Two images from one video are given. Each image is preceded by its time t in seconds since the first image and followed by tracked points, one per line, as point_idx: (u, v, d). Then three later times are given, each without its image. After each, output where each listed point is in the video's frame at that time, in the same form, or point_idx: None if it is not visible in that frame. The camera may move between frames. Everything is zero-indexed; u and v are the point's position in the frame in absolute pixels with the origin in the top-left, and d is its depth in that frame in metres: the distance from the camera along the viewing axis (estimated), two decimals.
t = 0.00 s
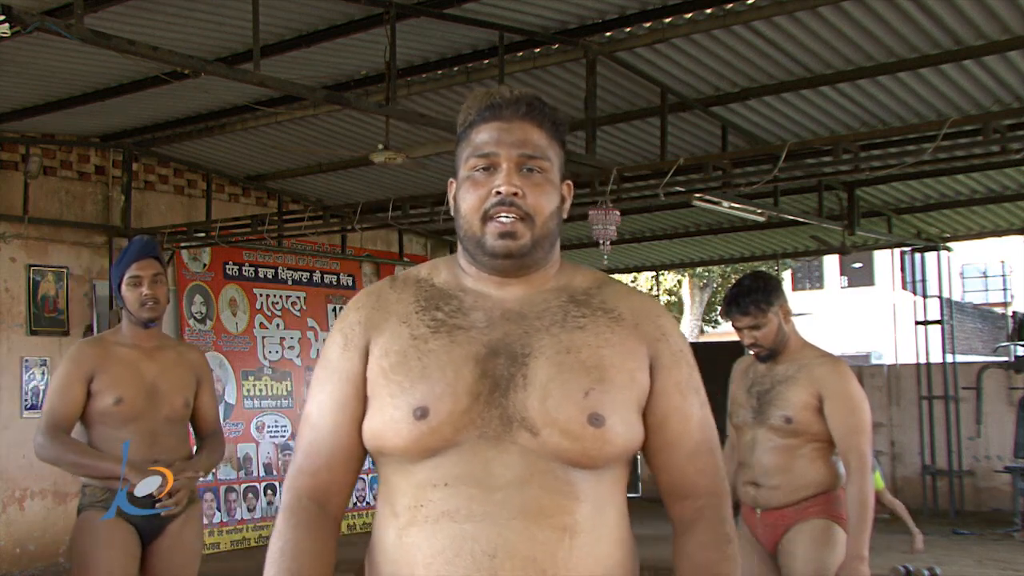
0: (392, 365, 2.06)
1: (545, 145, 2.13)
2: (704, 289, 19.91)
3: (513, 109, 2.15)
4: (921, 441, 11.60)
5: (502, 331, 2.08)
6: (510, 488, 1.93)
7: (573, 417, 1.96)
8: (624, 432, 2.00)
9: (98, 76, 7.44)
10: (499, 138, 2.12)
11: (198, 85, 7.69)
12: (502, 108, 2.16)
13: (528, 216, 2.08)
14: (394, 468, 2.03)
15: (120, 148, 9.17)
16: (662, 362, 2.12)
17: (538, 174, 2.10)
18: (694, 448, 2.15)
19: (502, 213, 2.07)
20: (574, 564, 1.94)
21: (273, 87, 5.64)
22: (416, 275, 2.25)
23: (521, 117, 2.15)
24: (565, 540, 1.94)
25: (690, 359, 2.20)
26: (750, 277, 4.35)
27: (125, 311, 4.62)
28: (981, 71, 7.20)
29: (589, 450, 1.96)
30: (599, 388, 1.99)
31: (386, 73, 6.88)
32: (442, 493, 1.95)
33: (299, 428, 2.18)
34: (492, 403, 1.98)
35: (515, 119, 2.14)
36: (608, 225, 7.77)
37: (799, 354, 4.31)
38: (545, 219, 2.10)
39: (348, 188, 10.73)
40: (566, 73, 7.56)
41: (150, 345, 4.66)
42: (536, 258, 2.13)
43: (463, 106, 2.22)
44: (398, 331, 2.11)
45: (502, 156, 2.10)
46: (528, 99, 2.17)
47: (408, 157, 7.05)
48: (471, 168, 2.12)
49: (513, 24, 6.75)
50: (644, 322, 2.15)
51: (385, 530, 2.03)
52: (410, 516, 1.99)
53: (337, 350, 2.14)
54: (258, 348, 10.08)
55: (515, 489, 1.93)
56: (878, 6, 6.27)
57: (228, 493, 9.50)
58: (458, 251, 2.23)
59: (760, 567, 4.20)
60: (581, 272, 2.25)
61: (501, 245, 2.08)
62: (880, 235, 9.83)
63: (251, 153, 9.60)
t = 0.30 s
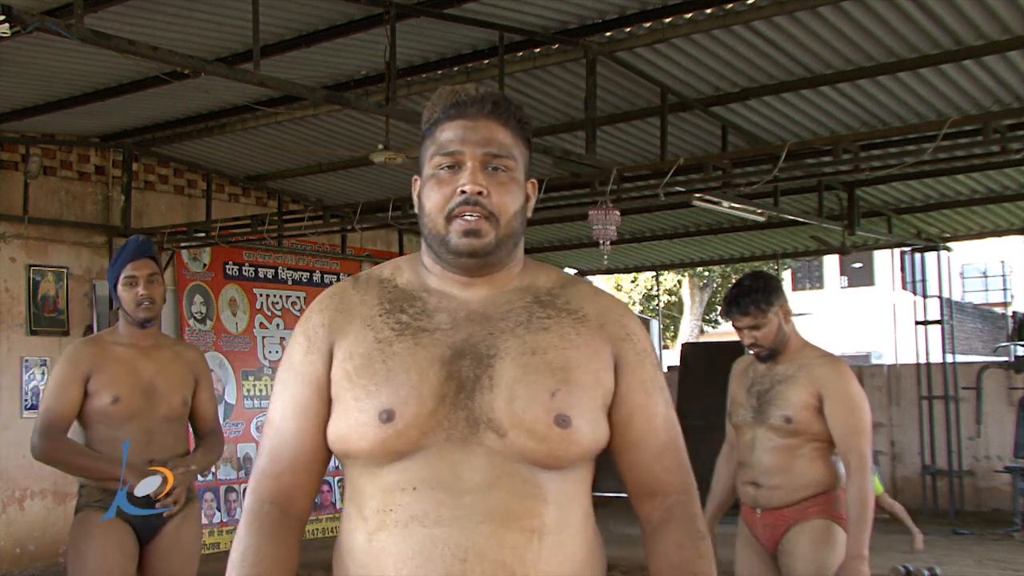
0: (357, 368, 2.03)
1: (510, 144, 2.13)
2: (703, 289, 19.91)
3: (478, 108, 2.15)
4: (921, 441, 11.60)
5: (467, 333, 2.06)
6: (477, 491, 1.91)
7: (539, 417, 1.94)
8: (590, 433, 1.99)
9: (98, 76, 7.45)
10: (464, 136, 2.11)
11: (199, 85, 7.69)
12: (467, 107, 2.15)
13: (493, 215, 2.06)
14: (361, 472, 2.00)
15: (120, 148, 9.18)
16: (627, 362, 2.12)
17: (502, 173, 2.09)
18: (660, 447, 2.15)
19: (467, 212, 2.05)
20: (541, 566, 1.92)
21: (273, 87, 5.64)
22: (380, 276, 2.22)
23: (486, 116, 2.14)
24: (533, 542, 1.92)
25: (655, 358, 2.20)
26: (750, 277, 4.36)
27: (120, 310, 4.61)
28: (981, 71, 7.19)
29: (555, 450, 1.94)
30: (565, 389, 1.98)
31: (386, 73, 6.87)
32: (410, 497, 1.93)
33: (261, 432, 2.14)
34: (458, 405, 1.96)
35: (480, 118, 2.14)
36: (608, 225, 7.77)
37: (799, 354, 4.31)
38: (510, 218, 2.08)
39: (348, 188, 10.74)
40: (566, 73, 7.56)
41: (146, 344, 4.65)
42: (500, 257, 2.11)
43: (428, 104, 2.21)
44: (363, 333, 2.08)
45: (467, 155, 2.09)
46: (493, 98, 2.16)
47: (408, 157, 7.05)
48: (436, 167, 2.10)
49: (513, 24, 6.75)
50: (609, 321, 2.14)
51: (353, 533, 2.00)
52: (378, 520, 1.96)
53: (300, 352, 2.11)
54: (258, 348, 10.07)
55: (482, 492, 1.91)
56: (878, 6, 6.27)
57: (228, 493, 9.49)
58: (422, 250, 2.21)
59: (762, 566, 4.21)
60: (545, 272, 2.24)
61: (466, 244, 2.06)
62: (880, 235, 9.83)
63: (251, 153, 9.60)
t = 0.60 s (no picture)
0: (334, 375, 2.02)
1: (482, 148, 2.10)
2: (704, 289, 19.92)
3: (448, 112, 2.12)
4: (921, 441, 11.60)
5: (442, 337, 2.05)
6: (458, 494, 1.91)
7: (516, 420, 1.94)
8: (567, 436, 1.98)
9: (98, 76, 7.45)
10: (435, 141, 2.08)
11: (198, 85, 7.69)
12: (438, 111, 2.12)
13: (465, 219, 2.04)
14: (341, 478, 1.99)
15: (120, 148, 9.18)
16: (600, 364, 2.11)
17: (474, 177, 2.07)
18: (633, 447, 2.14)
19: (438, 216, 2.03)
20: (523, 565, 1.92)
21: (273, 87, 5.64)
22: (353, 281, 2.21)
23: (457, 120, 2.11)
24: (514, 543, 1.92)
25: (628, 359, 2.19)
26: (750, 277, 4.37)
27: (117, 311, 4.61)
28: (981, 71, 7.20)
29: (533, 453, 1.94)
30: (542, 392, 1.98)
31: (386, 73, 6.87)
32: (391, 502, 1.92)
33: (241, 442, 2.13)
34: (436, 409, 1.95)
35: (451, 122, 2.11)
36: (609, 225, 7.78)
37: (798, 354, 4.31)
38: (482, 222, 2.07)
39: (348, 188, 10.74)
40: (566, 73, 7.56)
41: (144, 343, 4.65)
42: (473, 260, 2.09)
43: (399, 108, 2.18)
44: (339, 340, 2.06)
45: (438, 160, 2.07)
46: (464, 101, 2.13)
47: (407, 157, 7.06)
48: (407, 171, 2.08)
49: (513, 24, 6.75)
50: (582, 323, 2.13)
51: (336, 538, 1.99)
52: (360, 525, 1.95)
53: (277, 361, 2.09)
54: (258, 348, 10.08)
55: (463, 494, 1.91)
56: (878, 6, 6.27)
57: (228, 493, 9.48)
58: (395, 254, 2.20)
59: (763, 566, 4.21)
60: (519, 273, 2.23)
61: (438, 247, 2.04)
62: (880, 235, 9.83)
63: (251, 153, 9.60)
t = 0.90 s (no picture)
0: (324, 376, 2.01)
1: (468, 152, 2.10)
2: (704, 289, 19.92)
3: (436, 116, 2.11)
4: (921, 441, 11.60)
5: (430, 337, 2.04)
6: (450, 492, 1.91)
7: (507, 418, 1.94)
8: (556, 432, 1.98)
9: (98, 76, 7.45)
10: (421, 145, 2.08)
11: (198, 85, 7.69)
12: (425, 115, 2.11)
13: (451, 223, 2.04)
14: (330, 478, 1.98)
15: (120, 148, 9.19)
16: (587, 360, 2.11)
17: (461, 181, 2.07)
18: (619, 443, 2.14)
19: (425, 220, 2.03)
20: (516, 563, 1.93)
21: (273, 87, 5.64)
22: (339, 283, 2.21)
23: (445, 124, 2.10)
24: (506, 539, 1.92)
25: (613, 356, 2.19)
26: (750, 277, 4.37)
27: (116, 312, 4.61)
28: (981, 71, 7.19)
29: (524, 450, 1.94)
30: (531, 389, 1.98)
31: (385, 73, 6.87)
32: (383, 500, 1.92)
33: (228, 444, 2.13)
34: (426, 409, 1.95)
35: (438, 126, 2.10)
36: (608, 225, 7.78)
37: (797, 354, 4.31)
38: (468, 225, 2.06)
39: (348, 188, 10.74)
40: (565, 73, 7.56)
41: (144, 343, 4.66)
42: (458, 263, 2.09)
43: (386, 111, 2.16)
44: (327, 342, 2.06)
45: (425, 164, 2.06)
46: (452, 106, 2.13)
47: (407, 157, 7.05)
48: (394, 174, 2.07)
49: (513, 24, 6.75)
50: (567, 321, 2.14)
51: (326, 538, 1.99)
52: (351, 524, 1.95)
53: (265, 363, 2.08)
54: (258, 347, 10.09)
55: (454, 492, 1.91)
56: (878, 6, 6.27)
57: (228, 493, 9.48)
58: (381, 257, 2.19)
59: (763, 566, 4.21)
60: (502, 273, 2.24)
61: (425, 251, 2.04)
62: (880, 235, 9.83)
63: (251, 153, 9.60)
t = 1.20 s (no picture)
0: (318, 376, 2.00)
1: (460, 154, 2.10)
2: (704, 289, 19.93)
3: (427, 119, 2.11)
4: (921, 442, 11.60)
5: (424, 336, 2.05)
6: (444, 489, 1.91)
7: (501, 416, 1.94)
8: (550, 430, 1.99)
9: (98, 76, 7.45)
10: (413, 148, 2.07)
11: (198, 85, 7.69)
12: (416, 118, 2.11)
13: (444, 224, 2.04)
14: (324, 476, 1.98)
15: (120, 148, 9.19)
16: (580, 358, 2.11)
17: (453, 183, 2.07)
18: (612, 440, 2.13)
19: (418, 222, 2.03)
20: (511, 560, 1.93)
21: (273, 87, 5.64)
22: (333, 284, 2.21)
23: (436, 127, 2.10)
24: (501, 535, 1.92)
25: (607, 355, 2.19)
26: (749, 277, 4.37)
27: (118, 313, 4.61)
28: (981, 71, 7.19)
29: (519, 447, 1.94)
30: (524, 387, 1.98)
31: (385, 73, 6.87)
32: (377, 498, 1.91)
33: (220, 443, 2.12)
34: (420, 408, 1.95)
35: (429, 129, 2.10)
36: (608, 225, 7.78)
37: (797, 354, 4.31)
38: (461, 227, 2.06)
39: (348, 188, 10.74)
40: (565, 73, 7.56)
41: (145, 343, 4.66)
42: (452, 264, 2.09)
43: (377, 115, 2.16)
44: (321, 341, 2.06)
45: (417, 166, 2.06)
46: (442, 109, 2.12)
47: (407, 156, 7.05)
48: (386, 177, 2.07)
49: (513, 24, 6.75)
50: (560, 319, 2.14)
51: (320, 536, 1.98)
52: (346, 522, 1.94)
53: (258, 363, 2.08)
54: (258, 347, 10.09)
55: (448, 489, 1.91)
56: (878, 6, 6.27)
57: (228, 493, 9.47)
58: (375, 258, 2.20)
59: (762, 566, 4.21)
60: (496, 273, 2.24)
61: (418, 253, 2.04)
62: (880, 235, 9.83)
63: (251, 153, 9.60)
